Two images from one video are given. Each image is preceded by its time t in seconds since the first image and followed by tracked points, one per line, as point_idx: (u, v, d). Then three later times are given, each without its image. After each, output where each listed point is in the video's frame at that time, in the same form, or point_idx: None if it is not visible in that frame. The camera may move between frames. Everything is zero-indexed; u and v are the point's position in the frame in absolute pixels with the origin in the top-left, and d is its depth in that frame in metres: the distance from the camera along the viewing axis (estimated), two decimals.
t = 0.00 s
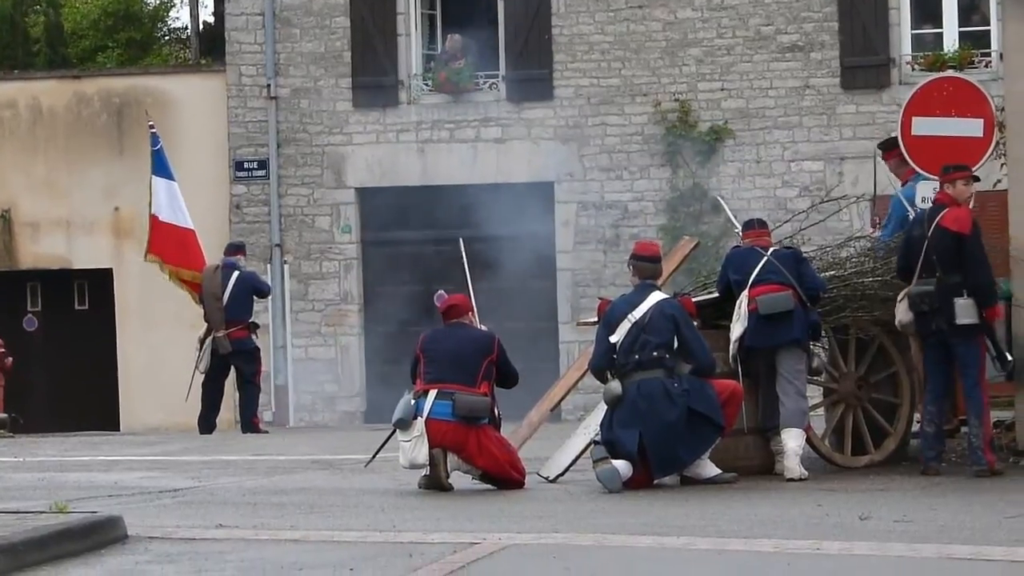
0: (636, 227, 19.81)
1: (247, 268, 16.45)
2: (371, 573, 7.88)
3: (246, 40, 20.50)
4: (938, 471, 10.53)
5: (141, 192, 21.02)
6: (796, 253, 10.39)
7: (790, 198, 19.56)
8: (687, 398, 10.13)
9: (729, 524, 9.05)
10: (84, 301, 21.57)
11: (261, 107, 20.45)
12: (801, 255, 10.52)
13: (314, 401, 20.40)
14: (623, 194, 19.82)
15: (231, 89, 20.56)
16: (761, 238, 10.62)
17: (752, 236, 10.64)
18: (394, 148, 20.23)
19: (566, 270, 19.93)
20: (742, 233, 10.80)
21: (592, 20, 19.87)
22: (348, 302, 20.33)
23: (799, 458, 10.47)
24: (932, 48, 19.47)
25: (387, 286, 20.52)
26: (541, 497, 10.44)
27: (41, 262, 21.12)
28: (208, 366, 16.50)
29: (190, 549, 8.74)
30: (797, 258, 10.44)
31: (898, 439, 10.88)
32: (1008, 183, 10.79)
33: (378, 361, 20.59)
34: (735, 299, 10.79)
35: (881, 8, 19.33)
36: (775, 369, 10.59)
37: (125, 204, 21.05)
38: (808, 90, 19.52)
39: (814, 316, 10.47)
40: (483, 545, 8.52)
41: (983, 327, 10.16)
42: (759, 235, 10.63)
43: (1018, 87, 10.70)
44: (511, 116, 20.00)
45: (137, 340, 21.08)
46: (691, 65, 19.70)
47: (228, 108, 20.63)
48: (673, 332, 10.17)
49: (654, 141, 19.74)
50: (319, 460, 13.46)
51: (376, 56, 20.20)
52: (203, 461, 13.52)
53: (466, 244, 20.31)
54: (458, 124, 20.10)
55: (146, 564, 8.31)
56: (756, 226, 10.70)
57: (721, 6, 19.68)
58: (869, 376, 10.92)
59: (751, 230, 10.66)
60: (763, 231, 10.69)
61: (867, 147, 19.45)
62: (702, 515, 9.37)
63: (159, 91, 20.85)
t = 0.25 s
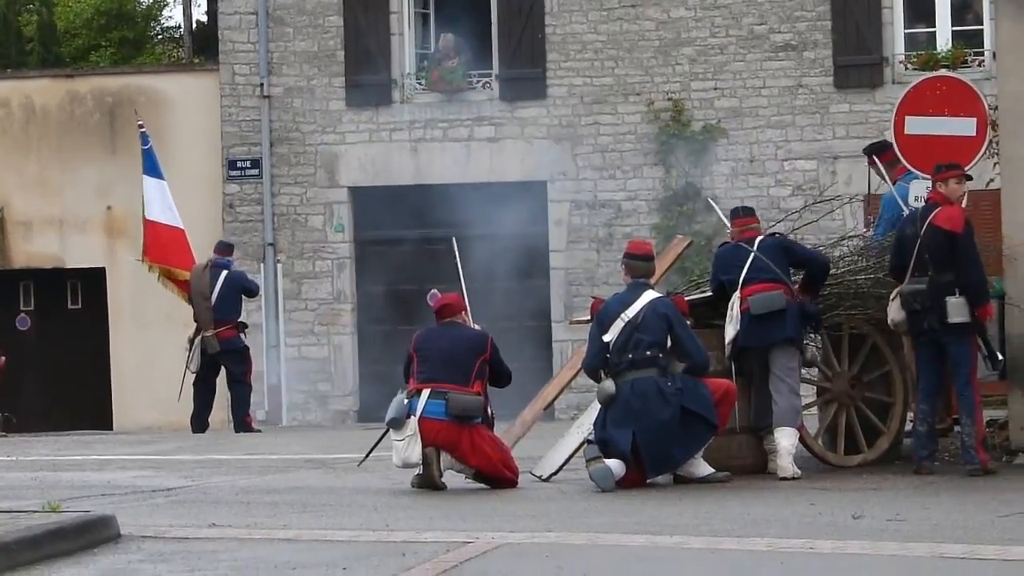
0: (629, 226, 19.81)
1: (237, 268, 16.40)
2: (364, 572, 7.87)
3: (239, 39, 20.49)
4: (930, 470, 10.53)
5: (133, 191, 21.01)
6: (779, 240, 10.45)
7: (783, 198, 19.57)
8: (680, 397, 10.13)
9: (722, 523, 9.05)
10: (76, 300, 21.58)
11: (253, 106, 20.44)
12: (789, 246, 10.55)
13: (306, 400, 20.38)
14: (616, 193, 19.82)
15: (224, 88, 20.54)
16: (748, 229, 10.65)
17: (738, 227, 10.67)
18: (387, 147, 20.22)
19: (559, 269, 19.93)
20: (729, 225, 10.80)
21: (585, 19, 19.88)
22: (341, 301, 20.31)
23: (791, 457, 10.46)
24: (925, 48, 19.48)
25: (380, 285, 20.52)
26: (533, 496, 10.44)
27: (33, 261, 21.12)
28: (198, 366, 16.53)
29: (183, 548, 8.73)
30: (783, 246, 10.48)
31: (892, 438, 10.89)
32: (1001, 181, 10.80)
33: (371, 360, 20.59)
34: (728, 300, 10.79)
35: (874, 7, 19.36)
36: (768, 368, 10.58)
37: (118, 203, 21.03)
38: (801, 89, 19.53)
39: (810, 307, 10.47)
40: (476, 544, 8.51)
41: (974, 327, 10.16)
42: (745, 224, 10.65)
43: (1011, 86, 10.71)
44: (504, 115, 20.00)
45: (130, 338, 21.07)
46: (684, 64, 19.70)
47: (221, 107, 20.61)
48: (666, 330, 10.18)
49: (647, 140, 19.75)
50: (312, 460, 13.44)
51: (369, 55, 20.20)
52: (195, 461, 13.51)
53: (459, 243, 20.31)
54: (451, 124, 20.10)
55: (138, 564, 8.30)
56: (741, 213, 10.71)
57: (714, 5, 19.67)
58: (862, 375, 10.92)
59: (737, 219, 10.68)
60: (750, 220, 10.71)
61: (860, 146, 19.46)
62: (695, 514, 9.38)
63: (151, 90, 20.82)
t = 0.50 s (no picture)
0: (619, 224, 19.82)
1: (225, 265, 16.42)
2: (354, 570, 7.87)
3: (230, 36, 20.47)
4: (920, 468, 10.51)
5: (123, 189, 20.98)
6: (759, 226, 10.52)
7: (773, 196, 19.59)
8: (670, 395, 10.12)
9: (713, 521, 9.06)
10: (67, 297, 21.52)
11: (244, 103, 20.43)
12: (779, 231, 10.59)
13: (297, 398, 20.37)
14: (607, 191, 19.83)
15: (214, 86, 20.52)
16: (719, 227, 10.68)
17: (708, 228, 10.67)
18: (377, 144, 20.22)
19: (550, 267, 19.94)
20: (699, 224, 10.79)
21: (575, 17, 19.88)
22: (332, 299, 20.31)
23: (786, 450, 10.47)
24: (916, 45, 19.50)
25: (370, 283, 20.52)
26: (524, 494, 10.44)
27: (24, 259, 21.10)
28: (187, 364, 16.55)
29: (174, 546, 8.73)
30: (765, 233, 10.54)
31: (882, 436, 10.90)
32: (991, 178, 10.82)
33: (362, 358, 20.60)
34: (719, 300, 10.80)
35: (864, 4, 19.36)
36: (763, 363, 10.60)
37: (108, 201, 21.02)
38: (791, 87, 19.54)
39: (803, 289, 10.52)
40: (466, 542, 8.51)
41: (969, 325, 10.20)
42: (715, 223, 10.66)
43: (1002, 83, 10.74)
44: (495, 113, 20.00)
45: (120, 337, 21.07)
46: (675, 62, 19.70)
47: (211, 104, 20.60)
48: (656, 328, 10.17)
49: (637, 138, 19.75)
50: (302, 458, 13.43)
51: (359, 53, 20.20)
52: (186, 458, 13.50)
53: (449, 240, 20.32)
54: (442, 122, 20.10)
55: (129, 562, 8.30)
56: (709, 211, 10.69)
57: (704, 3, 19.68)
58: (853, 373, 10.93)
59: (705, 220, 10.67)
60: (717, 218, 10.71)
61: (851, 144, 19.48)
62: (686, 512, 9.39)
63: (142, 88, 20.81)
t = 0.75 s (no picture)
0: (616, 223, 19.82)
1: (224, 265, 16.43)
2: (349, 568, 7.87)
3: (226, 35, 20.47)
4: (917, 467, 10.52)
5: (120, 188, 20.96)
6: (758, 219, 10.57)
7: (770, 194, 19.58)
8: (666, 393, 10.13)
9: (709, 519, 9.06)
10: (64, 297, 21.53)
11: (240, 102, 20.44)
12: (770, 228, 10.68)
13: (293, 396, 20.36)
14: (603, 189, 19.83)
15: (211, 84, 20.52)
16: (716, 221, 10.64)
17: (704, 221, 10.66)
18: (374, 143, 20.21)
19: (546, 266, 19.94)
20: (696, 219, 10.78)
21: (571, 16, 19.88)
22: (328, 298, 20.31)
23: (784, 446, 10.47)
24: (912, 44, 19.50)
25: (367, 282, 20.52)
26: (520, 492, 10.44)
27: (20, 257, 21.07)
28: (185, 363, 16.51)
29: (170, 544, 8.72)
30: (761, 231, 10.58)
31: (879, 435, 10.88)
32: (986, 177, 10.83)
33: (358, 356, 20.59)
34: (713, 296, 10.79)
35: (861, 4, 19.39)
36: (756, 358, 10.57)
37: (105, 200, 20.99)
38: (787, 86, 19.54)
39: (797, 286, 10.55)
40: (462, 540, 8.51)
41: (971, 325, 10.20)
42: (712, 218, 10.64)
43: (998, 81, 10.76)
44: (491, 112, 20.00)
45: (117, 336, 21.06)
46: (671, 61, 19.71)
47: (207, 103, 20.59)
48: (651, 326, 10.18)
49: (634, 137, 19.75)
50: (298, 457, 13.41)
51: (355, 52, 20.21)
52: (181, 457, 13.49)
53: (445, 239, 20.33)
54: (438, 120, 20.10)
55: (125, 560, 8.29)
56: (707, 206, 10.69)
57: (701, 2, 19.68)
58: (849, 372, 10.92)
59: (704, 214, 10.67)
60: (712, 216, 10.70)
61: (847, 143, 19.48)
62: (682, 510, 9.39)
63: (139, 88, 20.80)
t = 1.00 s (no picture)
0: (613, 222, 19.82)
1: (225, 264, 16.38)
2: (347, 566, 7.87)
3: (223, 34, 20.46)
4: (914, 466, 10.52)
5: (118, 186, 20.96)
6: (756, 231, 10.49)
7: (767, 193, 19.57)
8: (664, 391, 10.12)
9: (706, 518, 9.05)
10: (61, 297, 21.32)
11: (238, 101, 20.44)
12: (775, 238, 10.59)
13: (291, 395, 20.36)
14: (600, 188, 19.82)
15: (208, 83, 20.52)
16: (719, 222, 10.62)
17: (708, 221, 10.63)
18: (371, 141, 20.20)
19: (544, 264, 19.93)
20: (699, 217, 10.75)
21: (569, 15, 19.88)
22: (325, 297, 20.31)
23: (777, 448, 10.45)
24: (910, 43, 19.49)
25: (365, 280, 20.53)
26: (518, 491, 10.43)
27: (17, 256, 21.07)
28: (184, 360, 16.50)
29: (167, 543, 8.72)
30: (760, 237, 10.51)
31: (876, 434, 10.89)
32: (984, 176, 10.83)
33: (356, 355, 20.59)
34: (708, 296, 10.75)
35: (859, 2, 19.37)
36: (749, 361, 10.59)
37: (103, 198, 21.00)
38: (784, 84, 19.55)
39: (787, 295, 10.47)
40: (460, 539, 8.50)
41: (973, 324, 10.19)
42: (716, 218, 10.61)
43: (996, 80, 10.75)
44: (488, 110, 19.99)
45: (115, 333, 21.07)
46: (668, 59, 19.71)
47: (205, 102, 20.59)
48: (648, 324, 10.17)
49: (631, 136, 19.75)
50: (296, 455, 13.42)
51: (352, 50, 20.23)
52: (179, 456, 13.49)
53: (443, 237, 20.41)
54: (436, 119, 20.09)
55: (122, 559, 8.28)
56: (713, 207, 10.66)
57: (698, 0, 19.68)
58: (847, 371, 10.91)
59: (707, 213, 10.64)
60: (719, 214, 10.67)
61: (845, 141, 19.46)
62: (680, 509, 9.38)
63: (136, 86, 20.79)
